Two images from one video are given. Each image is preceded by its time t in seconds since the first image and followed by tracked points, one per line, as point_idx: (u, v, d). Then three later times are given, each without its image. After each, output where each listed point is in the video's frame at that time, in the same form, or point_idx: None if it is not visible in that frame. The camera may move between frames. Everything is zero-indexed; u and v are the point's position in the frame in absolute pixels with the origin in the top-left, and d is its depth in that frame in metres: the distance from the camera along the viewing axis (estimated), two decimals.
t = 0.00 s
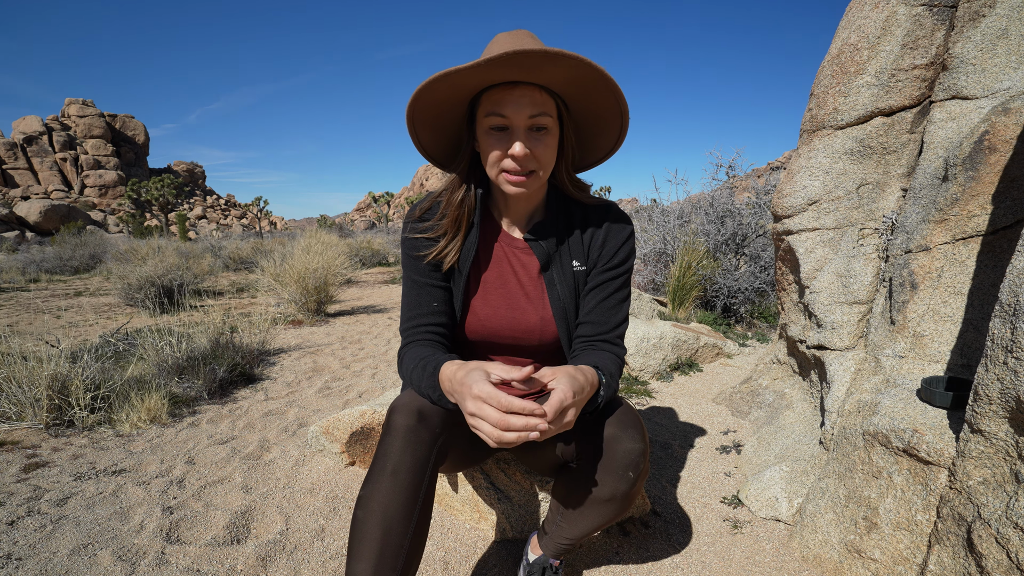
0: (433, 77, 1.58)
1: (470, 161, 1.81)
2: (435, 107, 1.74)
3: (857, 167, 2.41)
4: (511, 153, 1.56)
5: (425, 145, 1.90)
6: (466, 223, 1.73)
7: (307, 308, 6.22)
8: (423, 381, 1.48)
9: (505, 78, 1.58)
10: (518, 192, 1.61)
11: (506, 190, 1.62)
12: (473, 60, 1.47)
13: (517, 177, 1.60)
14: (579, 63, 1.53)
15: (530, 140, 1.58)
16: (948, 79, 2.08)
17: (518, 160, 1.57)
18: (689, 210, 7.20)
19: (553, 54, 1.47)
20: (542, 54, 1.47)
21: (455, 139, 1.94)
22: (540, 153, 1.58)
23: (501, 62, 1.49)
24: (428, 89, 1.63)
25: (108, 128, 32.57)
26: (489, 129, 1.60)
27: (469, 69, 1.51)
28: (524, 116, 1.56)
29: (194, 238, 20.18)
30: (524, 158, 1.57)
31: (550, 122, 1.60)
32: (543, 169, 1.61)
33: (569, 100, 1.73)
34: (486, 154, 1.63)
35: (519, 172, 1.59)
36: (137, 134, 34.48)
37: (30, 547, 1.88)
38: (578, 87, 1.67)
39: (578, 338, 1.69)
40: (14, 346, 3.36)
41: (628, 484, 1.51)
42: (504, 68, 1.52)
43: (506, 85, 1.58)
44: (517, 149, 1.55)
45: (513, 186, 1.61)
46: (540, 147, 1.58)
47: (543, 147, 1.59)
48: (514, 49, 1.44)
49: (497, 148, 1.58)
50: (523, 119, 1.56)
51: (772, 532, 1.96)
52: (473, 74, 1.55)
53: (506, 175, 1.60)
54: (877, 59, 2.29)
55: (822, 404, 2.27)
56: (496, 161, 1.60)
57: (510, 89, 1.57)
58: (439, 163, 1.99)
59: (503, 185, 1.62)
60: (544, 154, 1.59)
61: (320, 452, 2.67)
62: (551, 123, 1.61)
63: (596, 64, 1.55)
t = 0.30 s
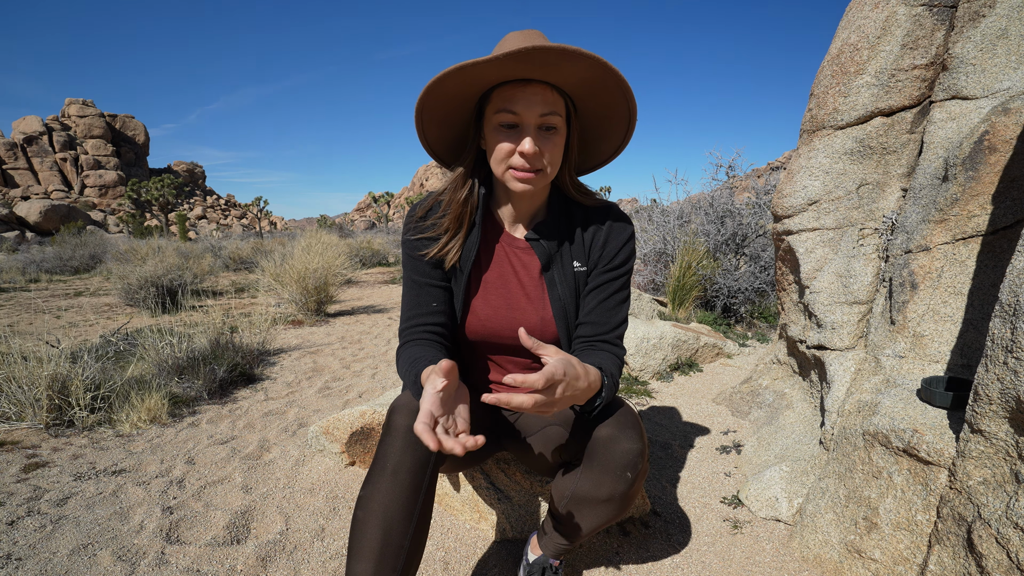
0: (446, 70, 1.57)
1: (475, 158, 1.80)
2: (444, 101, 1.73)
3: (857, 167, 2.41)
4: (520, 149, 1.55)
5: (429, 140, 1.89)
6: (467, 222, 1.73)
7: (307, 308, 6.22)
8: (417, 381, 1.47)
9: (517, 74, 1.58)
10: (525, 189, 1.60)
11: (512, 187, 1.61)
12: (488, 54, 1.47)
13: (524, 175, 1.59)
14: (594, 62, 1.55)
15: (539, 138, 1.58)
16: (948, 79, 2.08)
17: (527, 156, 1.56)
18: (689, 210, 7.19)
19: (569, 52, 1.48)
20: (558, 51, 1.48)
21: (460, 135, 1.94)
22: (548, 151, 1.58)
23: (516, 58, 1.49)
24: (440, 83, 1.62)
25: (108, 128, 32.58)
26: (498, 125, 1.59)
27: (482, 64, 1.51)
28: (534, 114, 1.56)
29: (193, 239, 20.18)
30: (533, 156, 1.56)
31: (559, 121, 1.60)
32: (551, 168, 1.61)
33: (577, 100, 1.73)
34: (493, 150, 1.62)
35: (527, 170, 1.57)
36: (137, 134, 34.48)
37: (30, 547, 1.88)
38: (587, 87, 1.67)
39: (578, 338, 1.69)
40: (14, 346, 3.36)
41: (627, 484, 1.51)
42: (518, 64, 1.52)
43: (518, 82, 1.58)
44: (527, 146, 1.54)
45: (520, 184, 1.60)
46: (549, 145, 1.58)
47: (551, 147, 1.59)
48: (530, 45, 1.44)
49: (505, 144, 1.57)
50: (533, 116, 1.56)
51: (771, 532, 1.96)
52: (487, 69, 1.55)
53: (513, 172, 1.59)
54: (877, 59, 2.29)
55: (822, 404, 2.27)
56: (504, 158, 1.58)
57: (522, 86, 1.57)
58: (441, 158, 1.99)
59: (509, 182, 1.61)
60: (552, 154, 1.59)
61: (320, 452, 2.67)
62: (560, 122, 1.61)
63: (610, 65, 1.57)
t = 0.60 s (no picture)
0: (454, 68, 1.57)
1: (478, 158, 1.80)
2: (449, 99, 1.73)
3: (857, 167, 2.41)
4: (526, 150, 1.55)
5: (433, 138, 1.89)
6: (469, 221, 1.73)
7: (307, 308, 6.22)
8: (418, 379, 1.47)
9: (524, 75, 1.58)
10: (529, 190, 1.60)
11: (517, 187, 1.60)
12: (497, 53, 1.46)
13: (528, 176, 1.59)
14: (601, 64, 1.55)
15: (544, 138, 1.58)
16: (948, 79, 2.08)
17: (532, 157, 1.55)
18: (689, 210, 7.19)
19: (577, 53, 1.48)
20: (567, 53, 1.48)
21: (464, 134, 1.93)
22: (553, 152, 1.58)
23: (524, 58, 1.49)
24: (446, 81, 1.62)
25: (108, 128, 32.59)
26: (503, 124, 1.59)
27: (491, 63, 1.51)
28: (540, 115, 1.56)
29: (193, 239, 20.18)
30: (539, 157, 1.56)
31: (565, 122, 1.60)
32: (555, 169, 1.61)
33: (582, 100, 1.73)
34: (498, 150, 1.62)
35: (532, 170, 1.57)
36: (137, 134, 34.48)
37: (30, 547, 1.88)
38: (593, 89, 1.68)
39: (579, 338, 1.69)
40: (14, 346, 3.36)
41: (628, 484, 1.51)
42: (525, 64, 1.52)
43: (525, 82, 1.58)
44: (532, 147, 1.54)
45: (524, 185, 1.59)
46: (554, 146, 1.58)
47: (556, 147, 1.59)
48: (539, 46, 1.44)
49: (511, 144, 1.57)
50: (539, 117, 1.56)
51: (771, 532, 1.96)
52: (494, 69, 1.55)
53: (518, 172, 1.58)
54: (877, 59, 2.29)
55: (822, 404, 2.28)
56: (508, 158, 1.58)
57: (529, 87, 1.57)
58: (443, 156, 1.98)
59: (514, 183, 1.60)
60: (556, 155, 1.59)
61: (320, 452, 2.67)
62: (566, 123, 1.61)
63: (617, 67, 1.57)
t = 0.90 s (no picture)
0: (454, 66, 1.57)
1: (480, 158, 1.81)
2: (450, 98, 1.74)
3: (857, 167, 2.41)
4: (525, 149, 1.54)
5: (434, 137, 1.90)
6: (471, 221, 1.72)
7: (307, 308, 6.22)
8: (432, 372, 1.46)
9: (525, 73, 1.58)
10: (529, 190, 1.59)
11: (517, 187, 1.60)
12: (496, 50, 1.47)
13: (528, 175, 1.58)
14: (601, 63, 1.55)
15: (544, 137, 1.57)
16: (948, 79, 2.08)
17: (532, 156, 1.55)
18: (689, 210, 7.19)
19: (577, 51, 1.48)
20: (567, 51, 1.48)
21: (466, 133, 1.94)
22: (553, 151, 1.57)
23: (524, 56, 1.49)
24: (446, 79, 1.63)
25: (108, 128, 32.60)
26: (504, 123, 1.58)
27: (490, 61, 1.51)
28: (541, 113, 1.55)
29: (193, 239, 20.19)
30: (538, 156, 1.55)
31: (565, 121, 1.60)
32: (555, 168, 1.60)
33: (584, 101, 1.73)
34: (498, 148, 1.62)
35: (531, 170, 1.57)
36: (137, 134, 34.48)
37: (30, 547, 1.88)
38: (594, 88, 1.67)
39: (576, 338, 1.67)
40: (14, 346, 3.36)
41: (625, 484, 1.51)
42: (525, 63, 1.53)
43: (525, 81, 1.58)
44: (532, 145, 1.53)
45: (525, 184, 1.59)
46: (554, 145, 1.57)
47: (556, 146, 1.58)
48: (539, 44, 1.44)
49: (511, 143, 1.56)
50: (539, 115, 1.55)
51: (771, 533, 1.96)
52: (494, 67, 1.55)
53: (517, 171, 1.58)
54: (877, 59, 2.29)
55: (822, 404, 2.28)
56: (508, 157, 1.57)
57: (529, 85, 1.57)
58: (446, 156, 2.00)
59: (513, 181, 1.60)
60: (557, 154, 1.58)
61: (320, 452, 2.67)
62: (566, 123, 1.60)
63: (617, 66, 1.57)
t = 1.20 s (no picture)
0: (440, 74, 1.59)
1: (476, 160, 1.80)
2: (441, 104, 1.75)
3: (857, 167, 2.41)
4: (516, 153, 1.55)
5: (428, 142, 1.92)
6: (467, 224, 1.73)
7: (307, 308, 6.22)
8: (422, 379, 1.47)
9: (512, 77, 1.58)
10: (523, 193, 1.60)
11: (509, 190, 1.61)
12: (481, 57, 1.47)
13: (520, 178, 1.59)
14: (588, 64, 1.53)
15: (534, 140, 1.57)
16: (948, 79, 2.08)
17: (522, 160, 1.55)
18: (689, 210, 7.19)
19: (561, 55, 1.47)
20: (551, 55, 1.47)
21: (461, 138, 1.95)
22: (544, 154, 1.57)
23: (509, 60, 1.49)
24: (434, 86, 1.64)
25: (108, 128, 32.61)
26: (494, 127, 1.59)
27: (476, 67, 1.52)
28: (530, 117, 1.56)
29: (193, 239, 20.19)
30: (529, 159, 1.56)
31: (556, 123, 1.60)
32: (548, 171, 1.61)
33: (576, 102, 1.72)
34: (489, 152, 1.63)
35: (523, 173, 1.58)
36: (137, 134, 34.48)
37: (30, 547, 1.88)
38: (584, 89, 1.66)
39: (574, 339, 1.69)
40: (14, 346, 3.36)
41: (630, 484, 1.51)
42: (510, 67, 1.53)
43: (513, 85, 1.59)
44: (522, 149, 1.54)
45: (516, 187, 1.60)
46: (545, 148, 1.57)
47: (547, 149, 1.58)
48: (524, 48, 1.44)
49: (501, 147, 1.57)
50: (529, 119, 1.56)
51: (771, 532, 1.96)
52: (481, 72, 1.56)
53: (509, 175, 1.59)
54: (877, 59, 2.28)
55: (822, 404, 2.28)
56: (499, 161, 1.59)
57: (516, 90, 1.57)
58: (441, 159, 2.00)
59: (506, 185, 1.61)
60: (548, 156, 1.58)
61: (320, 452, 2.67)
62: (557, 124, 1.60)
63: (605, 67, 1.55)
